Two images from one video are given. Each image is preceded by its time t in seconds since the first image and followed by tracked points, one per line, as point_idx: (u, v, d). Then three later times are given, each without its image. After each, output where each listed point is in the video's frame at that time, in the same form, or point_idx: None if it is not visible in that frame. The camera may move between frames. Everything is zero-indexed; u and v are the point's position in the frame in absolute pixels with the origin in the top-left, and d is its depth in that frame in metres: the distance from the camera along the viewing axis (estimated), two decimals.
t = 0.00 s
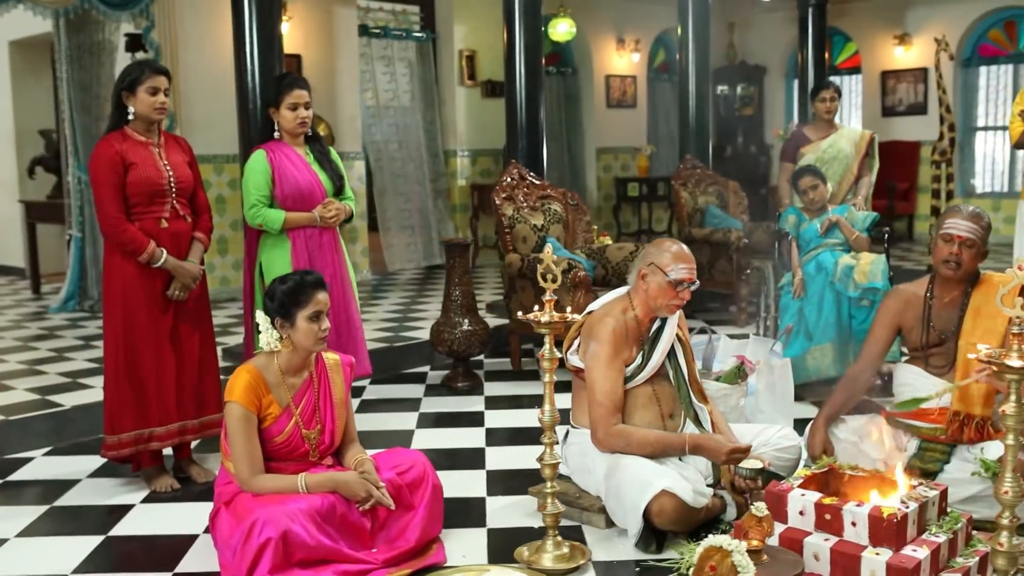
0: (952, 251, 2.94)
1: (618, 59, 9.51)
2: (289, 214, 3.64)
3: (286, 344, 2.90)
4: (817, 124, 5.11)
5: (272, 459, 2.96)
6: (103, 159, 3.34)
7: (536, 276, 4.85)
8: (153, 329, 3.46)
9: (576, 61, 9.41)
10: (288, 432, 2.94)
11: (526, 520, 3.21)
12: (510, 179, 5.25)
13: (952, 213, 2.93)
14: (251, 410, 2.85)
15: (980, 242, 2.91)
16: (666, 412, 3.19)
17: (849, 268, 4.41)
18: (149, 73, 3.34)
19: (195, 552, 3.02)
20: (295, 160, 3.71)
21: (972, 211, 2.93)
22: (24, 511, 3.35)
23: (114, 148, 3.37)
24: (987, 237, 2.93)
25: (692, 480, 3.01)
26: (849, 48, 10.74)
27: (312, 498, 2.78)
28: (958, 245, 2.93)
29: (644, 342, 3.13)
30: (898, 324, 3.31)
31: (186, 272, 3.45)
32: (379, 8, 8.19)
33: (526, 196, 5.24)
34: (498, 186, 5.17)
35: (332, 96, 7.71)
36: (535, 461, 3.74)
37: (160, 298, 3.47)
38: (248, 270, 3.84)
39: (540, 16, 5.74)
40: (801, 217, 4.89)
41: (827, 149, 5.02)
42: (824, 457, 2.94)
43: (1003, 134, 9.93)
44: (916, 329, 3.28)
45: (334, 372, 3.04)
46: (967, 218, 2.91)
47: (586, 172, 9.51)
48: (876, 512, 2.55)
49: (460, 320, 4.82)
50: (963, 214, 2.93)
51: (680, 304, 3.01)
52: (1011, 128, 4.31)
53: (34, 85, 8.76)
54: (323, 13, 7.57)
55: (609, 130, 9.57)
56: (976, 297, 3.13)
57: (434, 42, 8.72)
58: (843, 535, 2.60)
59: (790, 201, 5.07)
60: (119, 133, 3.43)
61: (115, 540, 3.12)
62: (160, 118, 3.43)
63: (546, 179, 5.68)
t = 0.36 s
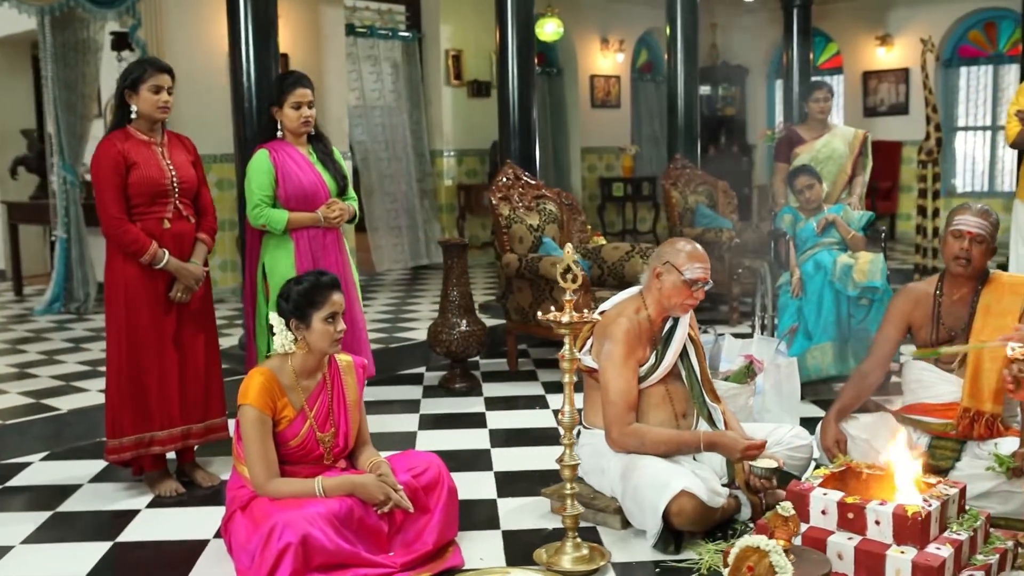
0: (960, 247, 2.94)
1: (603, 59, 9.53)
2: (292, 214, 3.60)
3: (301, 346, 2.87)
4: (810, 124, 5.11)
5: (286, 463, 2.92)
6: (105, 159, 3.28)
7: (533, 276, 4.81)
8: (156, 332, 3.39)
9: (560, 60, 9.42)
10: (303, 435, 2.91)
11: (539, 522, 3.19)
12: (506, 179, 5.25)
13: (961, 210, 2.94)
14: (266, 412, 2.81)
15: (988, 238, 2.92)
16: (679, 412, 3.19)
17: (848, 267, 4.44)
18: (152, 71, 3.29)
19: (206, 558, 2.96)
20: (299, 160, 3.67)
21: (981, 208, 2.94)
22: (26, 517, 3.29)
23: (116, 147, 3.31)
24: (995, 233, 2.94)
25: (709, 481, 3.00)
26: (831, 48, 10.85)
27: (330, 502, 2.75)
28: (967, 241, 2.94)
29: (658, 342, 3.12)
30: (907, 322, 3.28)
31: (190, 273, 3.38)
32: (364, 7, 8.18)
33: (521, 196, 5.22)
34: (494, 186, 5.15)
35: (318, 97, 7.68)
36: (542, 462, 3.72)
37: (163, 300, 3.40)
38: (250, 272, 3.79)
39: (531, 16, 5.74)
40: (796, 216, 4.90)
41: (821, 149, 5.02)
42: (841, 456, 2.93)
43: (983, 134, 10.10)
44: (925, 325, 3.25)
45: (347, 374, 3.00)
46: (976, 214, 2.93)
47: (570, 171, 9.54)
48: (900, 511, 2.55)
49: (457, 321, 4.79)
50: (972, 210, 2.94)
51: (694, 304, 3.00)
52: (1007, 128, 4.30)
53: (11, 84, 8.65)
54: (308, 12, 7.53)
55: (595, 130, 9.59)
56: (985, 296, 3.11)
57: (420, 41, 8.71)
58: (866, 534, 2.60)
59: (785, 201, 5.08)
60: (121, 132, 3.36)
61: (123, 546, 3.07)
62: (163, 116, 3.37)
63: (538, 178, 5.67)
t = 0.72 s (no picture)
0: (979, 245, 3.03)
1: (587, 58, 9.52)
2: (295, 214, 3.53)
3: (316, 346, 2.83)
4: (805, 124, 5.13)
5: (300, 465, 2.88)
6: (107, 157, 3.21)
7: (531, 276, 4.80)
8: (159, 333, 3.33)
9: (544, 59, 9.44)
10: (317, 438, 2.87)
11: (551, 524, 3.17)
12: (501, 178, 5.21)
13: (977, 209, 3.02)
14: (281, 414, 2.77)
15: (1002, 236, 3.01)
16: (692, 411, 3.19)
17: (847, 267, 4.46)
18: (154, 67, 3.21)
19: (216, 563, 2.92)
20: (302, 158, 3.59)
21: (995, 207, 3.03)
22: (28, 522, 3.23)
23: (119, 145, 3.24)
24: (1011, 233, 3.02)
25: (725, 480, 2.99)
26: (812, 49, 10.79)
27: (347, 505, 2.71)
28: (986, 240, 3.02)
29: (673, 343, 3.11)
30: (915, 320, 3.30)
31: (194, 273, 3.32)
32: (350, 4, 8.19)
33: (516, 195, 5.20)
34: (490, 185, 5.12)
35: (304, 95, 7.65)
36: (549, 463, 3.71)
37: (166, 300, 3.34)
38: (251, 273, 3.72)
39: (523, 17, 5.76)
40: (792, 215, 4.92)
41: (817, 148, 5.03)
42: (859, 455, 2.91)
43: (962, 134, 10.25)
44: (934, 324, 3.28)
45: (360, 375, 2.96)
46: (992, 214, 3.02)
47: (554, 171, 9.54)
48: (923, 510, 2.55)
49: (454, 321, 4.76)
50: (988, 210, 3.03)
51: (711, 305, 2.99)
52: (1006, 128, 4.25)
53: None
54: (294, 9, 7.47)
55: (579, 130, 9.59)
56: (995, 295, 3.14)
57: (405, 40, 8.70)
58: (889, 533, 2.60)
59: (780, 200, 5.09)
60: (123, 129, 3.30)
61: (131, 551, 3.02)
62: (166, 113, 3.30)
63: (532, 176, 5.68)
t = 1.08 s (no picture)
0: (984, 248, 3.08)
1: (557, 58, 9.56)
2: (283, 213, 3.46)
3: (316, 348, 2.79)
4: (785, 123, 5.16)
5: (299, 469, 2.83)
6: (94, 154, 3.13)
7: (514, 275, 4.78)
8: (148, 335, 3.26)
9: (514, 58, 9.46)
10: (317, 441, 2.82)
11: (549, 525, 3.15)
12: (481, 177, 5.18)
13: (982, 212, 3.06)
14: (281, 418, 2.72)
15: (1006, 238, 3.06)
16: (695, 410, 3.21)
17: (830, 266, 4.50)
18: (142, 63, 3.14)
19: (211, 569, 2.85)
20: (289, 157, 3.52)
21: (999, 210, 3.08)
22: (13, 530, 3.14)
23: (106, 142, 3.16)
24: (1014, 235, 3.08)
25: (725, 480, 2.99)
26: (778, 49, 10.97)
27: (350, 509, 2.66)
28: (990, 243, 3.07)
29: (677, 343, 3.15)
30: (910, 318, 3.32)
31: (184, 273, 3.26)
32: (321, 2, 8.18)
33: (496, 195, 5.18)
34: (471, 184, 5.10)
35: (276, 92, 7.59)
36: (541, 464, 3.69)
37: (154, 301, 3.27)
38: (235, 277, 3.62)
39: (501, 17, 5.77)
40: (773, 214, 4.96)
41: (797, 148, 5.07)
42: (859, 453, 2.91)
43: (926, 134, 10.43)
44: (931, 323, 3.30)
45: (359, 377, 2.93)
46: (995, 216, 3.07)
47: (525, 170, 9.54)
48: (929, 506, 2.56)
49: (436, 320, 4.73)
50: (992, 213, 3.07)
51: (716, 304, 2.99)
52: (982, 128, 4.29)
53: None
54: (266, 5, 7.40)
55: (548, 129, 9.62)
56: (993, 296, 3.18)
57: (376, 38, 8.68)
58: (895, 530, 2.61)
59: (761, 199, 5.12)
60: (110, 126, 3.22)
61: (122, 559, 2.94)
62: (153, 110, 3.22)
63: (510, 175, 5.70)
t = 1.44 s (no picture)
0: (930, 249, 3.20)
1: (476, 57, 9.59)
2: (221, 213, 3.37)
3: (266, 352, 2.72)
4: (712, 123, 5.25)
5: (249, 477, 2.76)
6: (22, 152, 3.01)
7: (448, 276, 4.75)
8: (81, 341, 3.14)
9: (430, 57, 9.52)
10: (267, 448, 2.75)
11: (500, 527, 3.12)
12: (411, 176, 5.13)
13: (925, 214, 3.19)
14: (230, 424, 2.64)
15: (948, 240, 3.20)
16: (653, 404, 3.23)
17: (761, 263, 4.58)
18: (71, 58, 3.01)
19: None
20: (226, 156, 3.43)
21: (939, 211, 3.22)
22: None
23: (35, 140, 3.03)
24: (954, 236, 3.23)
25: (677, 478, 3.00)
26: (693, 50, 11.10)
27: (305, 516, 2.60)
28: (934, 244, 3.20)
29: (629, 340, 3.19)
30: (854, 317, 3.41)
31: (118, 275, 3.15)
32: None
33: (427, 194, 5.13)
34: (402, 184, 5.05)
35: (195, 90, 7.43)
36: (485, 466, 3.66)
37: (87, 305, 3.16)
38: (169, 280, 3.53)
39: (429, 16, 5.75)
40: (702, 213, 5.05)
41: (723, 148, 5.15)
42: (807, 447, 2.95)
43: (837, 134, 10.74)
44: (875, 320, 3.39)
45: (308, 381, 2.86)
46: (937, 218, 3.20)
47: (445, 169, 9.51)
48: (881, 498, 2.61)
49: (370, 321, 4.67)
50: (934, 215, 3.21)
51: (665, 303, 3.01)
52: (905, 128, 4.36)
53: None
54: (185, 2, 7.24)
55: (467, 128, 9.65)
56: (932, 294, 3.31)
57: (296, 35, 8.57)
58: (848, 522, 2.65)
59: (690, 199, 5.19)
60: (38, 123, 3.09)
61: None
62: (84, 107, 3.10)
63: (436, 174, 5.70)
